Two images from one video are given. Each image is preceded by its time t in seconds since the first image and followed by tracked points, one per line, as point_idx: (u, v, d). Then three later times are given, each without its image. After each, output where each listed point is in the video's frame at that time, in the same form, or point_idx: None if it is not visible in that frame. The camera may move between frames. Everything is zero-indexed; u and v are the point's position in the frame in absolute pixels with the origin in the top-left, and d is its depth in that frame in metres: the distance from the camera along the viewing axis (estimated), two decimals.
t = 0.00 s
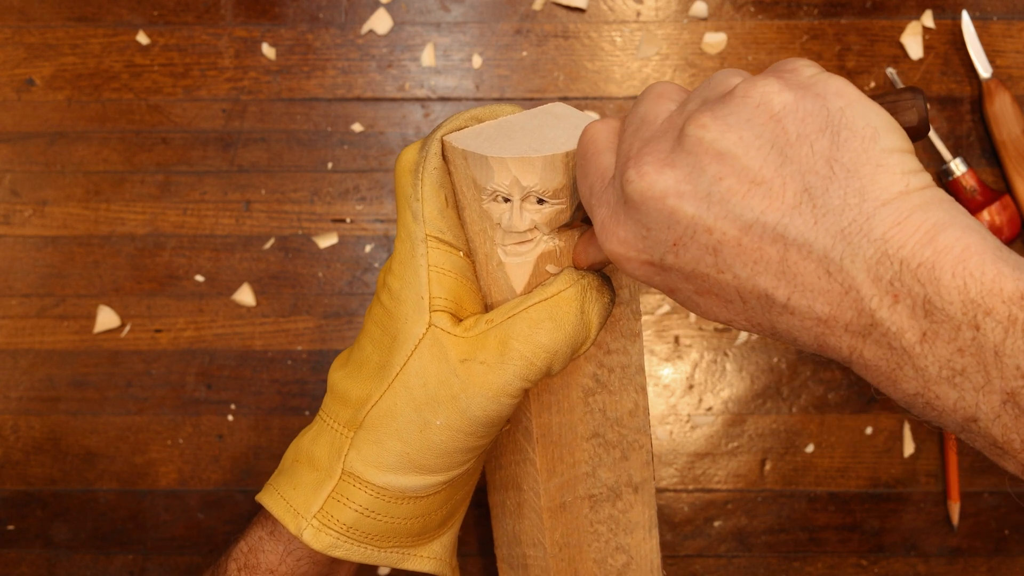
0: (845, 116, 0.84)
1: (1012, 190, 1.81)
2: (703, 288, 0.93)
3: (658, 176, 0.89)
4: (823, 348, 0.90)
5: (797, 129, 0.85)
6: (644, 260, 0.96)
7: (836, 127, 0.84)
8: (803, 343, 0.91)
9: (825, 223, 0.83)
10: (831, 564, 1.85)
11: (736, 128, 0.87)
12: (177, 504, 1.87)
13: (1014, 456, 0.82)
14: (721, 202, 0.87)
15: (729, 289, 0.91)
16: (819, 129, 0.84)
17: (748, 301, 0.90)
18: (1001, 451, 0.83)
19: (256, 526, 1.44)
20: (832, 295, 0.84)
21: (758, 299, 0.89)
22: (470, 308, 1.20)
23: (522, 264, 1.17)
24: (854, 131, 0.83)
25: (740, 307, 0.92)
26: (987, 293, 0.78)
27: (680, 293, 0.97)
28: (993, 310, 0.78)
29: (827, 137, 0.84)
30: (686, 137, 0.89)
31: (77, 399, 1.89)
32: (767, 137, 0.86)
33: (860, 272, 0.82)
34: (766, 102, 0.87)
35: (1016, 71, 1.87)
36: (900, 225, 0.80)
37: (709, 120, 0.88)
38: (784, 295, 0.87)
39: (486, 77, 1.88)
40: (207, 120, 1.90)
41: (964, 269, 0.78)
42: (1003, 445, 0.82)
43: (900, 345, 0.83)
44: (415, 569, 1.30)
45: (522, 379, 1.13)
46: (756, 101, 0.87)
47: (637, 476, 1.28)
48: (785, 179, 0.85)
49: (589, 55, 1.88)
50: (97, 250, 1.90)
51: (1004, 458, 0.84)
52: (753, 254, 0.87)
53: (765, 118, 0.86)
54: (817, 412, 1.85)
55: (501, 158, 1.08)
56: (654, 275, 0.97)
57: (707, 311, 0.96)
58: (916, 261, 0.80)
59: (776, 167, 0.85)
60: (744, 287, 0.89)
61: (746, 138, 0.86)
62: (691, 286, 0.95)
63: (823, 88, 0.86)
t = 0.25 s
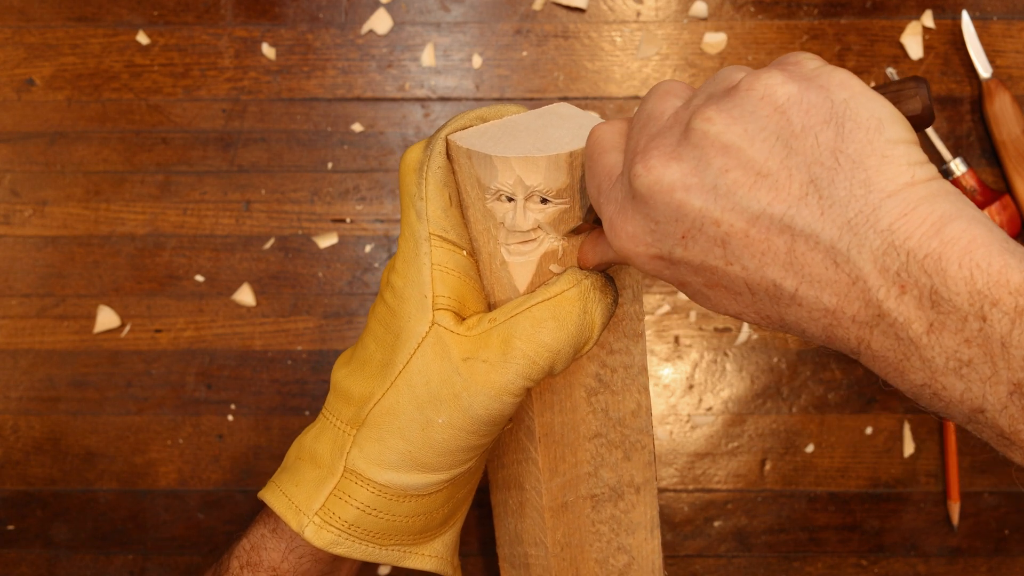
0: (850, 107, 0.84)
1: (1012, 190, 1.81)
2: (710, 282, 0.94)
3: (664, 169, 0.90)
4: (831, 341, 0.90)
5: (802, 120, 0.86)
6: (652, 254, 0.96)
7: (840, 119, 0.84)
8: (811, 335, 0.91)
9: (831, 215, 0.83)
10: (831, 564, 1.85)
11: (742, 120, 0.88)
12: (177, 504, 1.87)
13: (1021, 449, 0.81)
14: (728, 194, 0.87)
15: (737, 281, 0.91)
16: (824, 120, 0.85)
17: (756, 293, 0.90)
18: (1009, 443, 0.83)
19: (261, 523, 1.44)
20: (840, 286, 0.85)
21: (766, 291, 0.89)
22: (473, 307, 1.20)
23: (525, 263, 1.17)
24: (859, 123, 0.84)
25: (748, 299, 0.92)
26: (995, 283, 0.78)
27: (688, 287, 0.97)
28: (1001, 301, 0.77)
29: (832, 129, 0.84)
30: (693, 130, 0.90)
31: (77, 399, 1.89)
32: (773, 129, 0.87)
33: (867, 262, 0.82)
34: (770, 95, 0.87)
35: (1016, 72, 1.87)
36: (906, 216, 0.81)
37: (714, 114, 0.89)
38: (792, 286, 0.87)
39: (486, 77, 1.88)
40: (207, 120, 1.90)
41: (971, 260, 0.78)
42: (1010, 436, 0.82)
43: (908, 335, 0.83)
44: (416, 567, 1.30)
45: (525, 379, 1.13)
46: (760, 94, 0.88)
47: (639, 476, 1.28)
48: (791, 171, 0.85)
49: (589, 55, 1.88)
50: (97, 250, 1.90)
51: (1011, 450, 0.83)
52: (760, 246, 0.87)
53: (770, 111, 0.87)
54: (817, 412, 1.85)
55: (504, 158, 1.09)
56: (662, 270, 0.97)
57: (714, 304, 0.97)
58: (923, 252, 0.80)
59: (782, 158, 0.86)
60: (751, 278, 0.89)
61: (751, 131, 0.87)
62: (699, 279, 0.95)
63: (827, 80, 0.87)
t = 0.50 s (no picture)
0: (876, 86, 0.88)
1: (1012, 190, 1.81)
2: (751, 269, 0.87)
3: (702, 149, 0.85)
4: (870, 319, 0.89)
5: (837, 98, 0.86)
6: (686, 245, 0.87)
7: (871, 95, 0.87)
8: (849, 315, 0.89)
9: (883, 183, 0.83)
10: (831, 564, 1.85)
11: (778, 98, 0.86)
12: (177, 504, 1.87)
13: None
14: (774, 170, 0.84)
15: (785, 262, 0.85)
16: (858, 95, 0.86)
17: (804, 273, 0.86)
18: None
19: (251, 513, 1.45)
20: (894, 255, 0.84)
21: (816, 270, 0.85)
22: (464, 298, 1.20)
23: (517, 256, 1.15)
24: (890, 100, 0.87)
25: (791, 283, 0.87)
26: None
27: (720, 282, 0.89)
28: None
29: (867, 105, 0.86)
30: (725, 110, 0.86)
31: (77, 399, 1.89)
32: (812, 103, 0.86)
33: (919, 227, 0.83)
34: (802, 74, 0.87)
35: (1016, 71, 1.87)
36: (951, 182, 0.83)
37: (746, 94, 0.86)
38: (845, 260, 0.84)
39: (485, 77, 1.88)
40: (207, 120, 1.90)
41: (1015, 221, 0.83)
42: None
43: (957, 298, 0.85)
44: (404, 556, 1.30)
45: (517, 376, 1.12)
46: (790, 73, 0.87)
47: (635, 470, 1.27)
48: (835, 144, 0.84)
49: (589, 55, 1.88)
50: (97, 250, 1.90)
51: None
52: (814, 220, 0.83)
53: (805, 89, 0.86)
54: (817, 412, 1.85)
55: (496, 150, 1.07)
56: (692, 265, 0.89)
57: (748, 296, 0.90)
58: (971, 215, 0.83)
59: (825, 133, 0.84)
60: (803, 255, 0.85)
61: (789, 106, 0.85)
62: (737, 269, 0.88)
63: (847, 65, 0.90)
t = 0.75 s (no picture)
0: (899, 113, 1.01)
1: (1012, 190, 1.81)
2: (831, 275, 0.91)
3: (769, 169, 0.91)
4: (933, 321, 0.95)
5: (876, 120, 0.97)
6: (769, 261, 0.89)
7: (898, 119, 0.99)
8: (915, 319, 0.94)
9: (932, 185, 0.93)
10: (831, 564, 1.85)
11: (824, 122, 0.96)
12: (177, 504, 1.87)
13: None
14: (835, 178, 0.92)
15: (860, 269, 0.90)
16: (888, 118, 0.98)
17: (879, 278, 0.91)
18: None
19: (244, 511, 1.45)
20: (954, 250, 0.91)
21: (889, 273, 0.91)
22: (458, 296, 1.20)
23: (508, 251, 1.15)
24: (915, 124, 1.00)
25: (866, 292, 0.92)
26: None
27: (799, 298, 0.92)
28: None
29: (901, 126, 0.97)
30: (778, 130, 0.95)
31: (77, 399, 1.89)
32: (857, 125, 0.96)
33: (971, 222, 0.92)
34: (839, 100, 0.98)
35: (1016, 72, 1.87)
36: (985, 183, 0.93)
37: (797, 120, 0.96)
38: (914, 260, 0.91)
39: (486, 77, 1.88)
40: (207, 120, 1.90)
41: None
42: None
43: (1015, 287, 0.92)
44: (397, 552, 1.31)
45: (512, 377, 1.12)
46: (827, 100, 0.98)
47: (630, 466, 1.29)
48: (883, 156, 0.94)
49: (589, 55, 1.88)
50: (97, 250, 1.90)
51: None
52: (882, 220, 0.91)
53: (847, 113, 0.97)
54: (817, 412, 1.85)
55: (487, 146, 1.07)
56: (774, 285, 0.90)
57: (823, 313, 0.93)
58: (1013, 207, 0.92)
59: (871, 146, 0.94)
60: (880, 259, 0.90)
61: (837, 129, 0.95)
62: (815, 283, 0.91)
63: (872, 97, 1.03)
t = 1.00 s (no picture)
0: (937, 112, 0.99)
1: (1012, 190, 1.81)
2: (832, 255, 0.91)
3: (791, 150, 0.96)
4: (941, 322, 0.90)
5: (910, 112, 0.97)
6: (773, 228, 0.95)
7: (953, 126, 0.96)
8: (920, 313, 0.90)
9: (961, 181, 0.89)
10: (831, 564, 1.85)
11: (855, 110, 0.97)
12: (177, 504, 1.87)
13: None
14: (860, 160, 0.92)
15: (865, 251, 0.89)
16: (925, 114, 0.97)
17: (882, 266, 0.88)
18: None
19: (249, 515, 1.45)
20: (971, 249, 0.87)
21: (891, 262, 0.88)
22: (458, 299, 1.21)
23: (511, 256, 1.15)
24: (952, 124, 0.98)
25: (868, 277, 0.89)
26: None
27: (796, 270, 0.94)
28: None
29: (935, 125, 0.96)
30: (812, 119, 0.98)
31: (78, 399, 1.89)
32: (893, 121, 0.95)
33: (999, 227, 0.87)
34: (872, 100, 0.98)
35: (1016, 71, 1.87)
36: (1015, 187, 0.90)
37: (833, 107, 0.98)
38: (924, 250, 0.87)
39: (486, 77, 1.88)
40: (207, 120, 1.90)
41: None
42: None
43: None
44: (400, 558, 1.30)
45: (509, 375, 1.12)
46: (866, 92, 0.99)
47: (631, 469, 1.29)
48: (916, 145, 0.92)
49: (589, 55, 1.88)
50: (97, 250, 1.90)
51: None
52: (900, 207, 0.88)
53: (874, 108, 0.97)
54: (817, 412, 1.85)
55: (490, 150, 1.07)
56: (773, 249, 0.95)
57: (820, 290, 0.93)
58: None
59: (902, 135, 0.93)
60: (890, 238, 0.87)
61: (877, 122, 0.95)
62: (815, 257, 0.92)
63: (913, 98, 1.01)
